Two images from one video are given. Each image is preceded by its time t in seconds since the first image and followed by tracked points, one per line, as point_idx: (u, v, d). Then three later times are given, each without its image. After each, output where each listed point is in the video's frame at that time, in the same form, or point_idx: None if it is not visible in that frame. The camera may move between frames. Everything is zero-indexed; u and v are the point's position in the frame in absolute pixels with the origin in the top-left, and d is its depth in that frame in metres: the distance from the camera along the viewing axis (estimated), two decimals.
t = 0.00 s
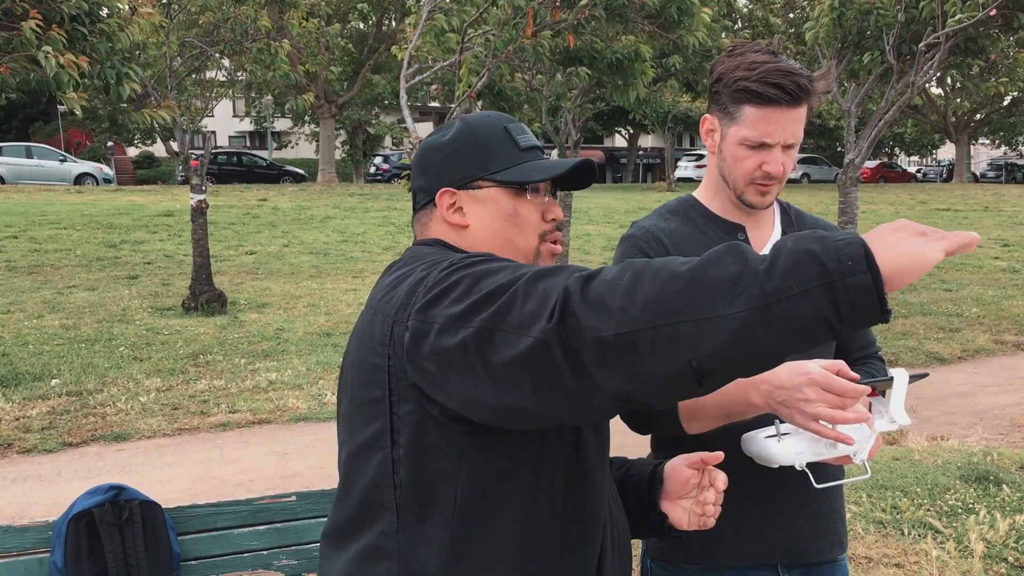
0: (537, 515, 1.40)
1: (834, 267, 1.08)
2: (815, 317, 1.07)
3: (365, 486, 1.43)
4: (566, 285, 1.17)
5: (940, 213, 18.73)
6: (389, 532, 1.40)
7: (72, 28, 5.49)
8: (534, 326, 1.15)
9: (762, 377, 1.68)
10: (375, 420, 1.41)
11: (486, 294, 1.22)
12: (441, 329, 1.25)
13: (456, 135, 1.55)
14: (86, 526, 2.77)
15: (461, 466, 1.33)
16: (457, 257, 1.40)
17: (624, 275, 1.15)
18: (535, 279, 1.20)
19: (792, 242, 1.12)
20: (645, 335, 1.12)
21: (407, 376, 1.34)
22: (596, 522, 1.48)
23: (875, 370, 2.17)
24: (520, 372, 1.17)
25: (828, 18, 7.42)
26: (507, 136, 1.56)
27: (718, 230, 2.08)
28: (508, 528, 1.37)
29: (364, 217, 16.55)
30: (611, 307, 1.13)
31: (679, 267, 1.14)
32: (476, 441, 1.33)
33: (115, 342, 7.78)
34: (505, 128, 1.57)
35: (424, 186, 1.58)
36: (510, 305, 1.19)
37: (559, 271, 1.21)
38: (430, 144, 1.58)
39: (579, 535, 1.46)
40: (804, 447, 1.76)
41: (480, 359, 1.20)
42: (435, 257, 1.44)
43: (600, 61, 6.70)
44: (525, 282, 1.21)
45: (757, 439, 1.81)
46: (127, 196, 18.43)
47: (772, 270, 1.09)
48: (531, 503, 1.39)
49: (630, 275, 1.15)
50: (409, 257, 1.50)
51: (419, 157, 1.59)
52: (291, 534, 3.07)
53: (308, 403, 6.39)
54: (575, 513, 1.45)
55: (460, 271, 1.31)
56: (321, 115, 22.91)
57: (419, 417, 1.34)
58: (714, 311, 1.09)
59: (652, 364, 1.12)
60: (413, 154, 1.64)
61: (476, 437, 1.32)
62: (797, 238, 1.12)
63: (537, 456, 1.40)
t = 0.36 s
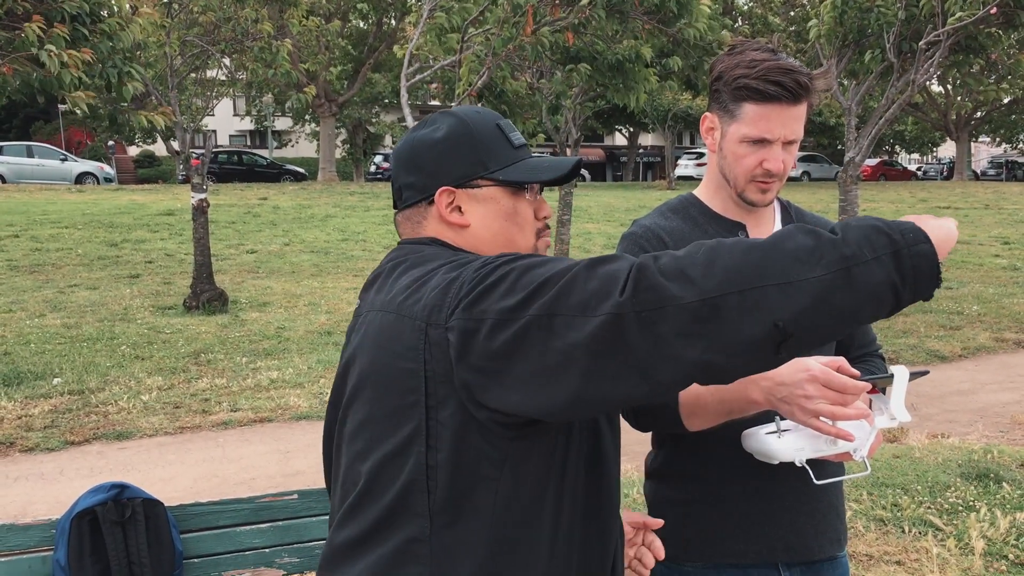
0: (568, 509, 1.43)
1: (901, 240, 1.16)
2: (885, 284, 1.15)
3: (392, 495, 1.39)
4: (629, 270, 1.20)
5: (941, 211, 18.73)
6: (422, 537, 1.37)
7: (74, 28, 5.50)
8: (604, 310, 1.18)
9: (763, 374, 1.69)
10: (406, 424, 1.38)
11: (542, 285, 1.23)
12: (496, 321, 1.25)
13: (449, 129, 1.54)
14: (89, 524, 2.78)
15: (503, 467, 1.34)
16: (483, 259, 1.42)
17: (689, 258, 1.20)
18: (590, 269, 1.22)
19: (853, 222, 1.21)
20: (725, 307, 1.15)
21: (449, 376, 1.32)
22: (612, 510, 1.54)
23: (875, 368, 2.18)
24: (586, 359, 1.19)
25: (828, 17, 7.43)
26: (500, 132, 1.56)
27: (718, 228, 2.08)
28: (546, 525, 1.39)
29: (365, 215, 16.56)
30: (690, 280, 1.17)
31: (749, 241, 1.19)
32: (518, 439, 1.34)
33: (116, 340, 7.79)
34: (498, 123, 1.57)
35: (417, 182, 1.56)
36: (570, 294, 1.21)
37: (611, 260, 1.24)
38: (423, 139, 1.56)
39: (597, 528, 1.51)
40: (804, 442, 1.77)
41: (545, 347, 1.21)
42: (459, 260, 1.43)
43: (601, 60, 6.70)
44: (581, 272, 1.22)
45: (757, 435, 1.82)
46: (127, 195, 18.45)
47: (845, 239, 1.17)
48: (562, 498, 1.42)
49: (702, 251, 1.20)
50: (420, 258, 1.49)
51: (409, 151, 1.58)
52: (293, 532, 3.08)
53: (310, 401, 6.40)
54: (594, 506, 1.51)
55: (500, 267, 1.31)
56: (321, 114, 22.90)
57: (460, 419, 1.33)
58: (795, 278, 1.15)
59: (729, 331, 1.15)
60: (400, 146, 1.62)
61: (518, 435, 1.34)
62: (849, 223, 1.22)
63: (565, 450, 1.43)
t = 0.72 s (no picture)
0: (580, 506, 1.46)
1: (892, 222, 1.28)
2: (887, 259, 1.25)
3: (412, 496, 1.40)
4: (654, 259, 1.25)
5: (937, 213, 18.76)
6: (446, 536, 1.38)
7: (71, 31, 5.51)
8: (636, 294, 1.22)
9: (759, 374, 1.69)
10: (427, 422, 1.39)
11: (569, 277, 1.27)
12: (526, 314, 1.28)
13: (454, 131, 1.52)
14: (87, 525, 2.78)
15: (526, 465, 1.37)
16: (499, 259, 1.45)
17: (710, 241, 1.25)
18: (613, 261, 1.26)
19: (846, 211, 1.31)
20: (760, 285, 1.20)
21: (474, 372, 1.34)
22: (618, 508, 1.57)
23: (870, 368, 2.19)
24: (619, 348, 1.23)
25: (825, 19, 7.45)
26: (497, 130, 1.56)
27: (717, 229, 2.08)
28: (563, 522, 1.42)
29: (362, 217, 16.56)
30: (725, 258, 1.22)
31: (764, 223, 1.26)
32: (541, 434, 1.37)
33: (113, 342, 7.79)
34: (492, 122, 1.57)
35: (422, 185, 1.53)
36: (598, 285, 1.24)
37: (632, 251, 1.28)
38: (426, 139, 1.52)
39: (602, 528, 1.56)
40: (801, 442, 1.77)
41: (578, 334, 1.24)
42: (471, 261, 1.46)
43: (596, 60, 6.70)
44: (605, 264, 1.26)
45: (755, 434, 1.83)
46: (125, 197, 18.44)
47: (850, 219, 1.25)
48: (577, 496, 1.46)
49: (724, 234, 1.26)
50: (430, 259, 1.50)
51: (410, 153, 1.53)
52: (291, 533, 3.08)
53: (307, 403, 6.41)
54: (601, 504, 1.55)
55: (521, 264, 1.34)
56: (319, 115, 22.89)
57: (488, 416, 1.34)
58: (817, 256, 1.22)
59: (766, 304, 1.20)
60: (393, 146, 1.57)
61: (544, 432, 1.37)
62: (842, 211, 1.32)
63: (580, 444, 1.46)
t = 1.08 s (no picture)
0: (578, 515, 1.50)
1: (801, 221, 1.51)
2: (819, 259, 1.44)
3: (416, 509, 1.40)
4: (662, 277, 1.30)
5: (933, 214, 18.80)
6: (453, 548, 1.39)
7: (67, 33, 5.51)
8: (651, 313, 1.27)
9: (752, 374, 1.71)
10: (433, 434, 1.39)
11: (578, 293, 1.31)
12: (535, 330, 1.31)
13: (456, 132, 1.51)
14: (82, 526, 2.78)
15: (531, 478, 1.38)
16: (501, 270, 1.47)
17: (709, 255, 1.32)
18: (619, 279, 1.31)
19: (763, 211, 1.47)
20: (770, 303, 1.31)
21: (481, 383, 1.35)
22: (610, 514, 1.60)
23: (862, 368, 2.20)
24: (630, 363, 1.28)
25: (820, 21, 7.48)
26: (494, 128, 1.57)
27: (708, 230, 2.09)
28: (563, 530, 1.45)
29: (359, 218, 16.56)
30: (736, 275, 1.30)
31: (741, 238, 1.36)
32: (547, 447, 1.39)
33: (109, 344, 7.79)
34: (490, 120, 1.57)
35: (424, 188, 1.52)
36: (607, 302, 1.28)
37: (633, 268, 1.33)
38: (428, 141, 1.51)
39: (598, 539, 1.58)
40: (795, 443, 1.78)
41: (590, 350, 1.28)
42: (470, 269, 1.47)
43: (592, 60, 6.70)
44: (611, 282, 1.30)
45: (748, 435, 1.82)
46: (121, 198, 18.41)
47: (795, 227, 1.42)
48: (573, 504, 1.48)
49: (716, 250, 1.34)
50: (424, 268, 1.51)
51: (411, 154, 1.52)
52: (286, 534, 3.08)
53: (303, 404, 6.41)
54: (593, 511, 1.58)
55: (525, 278, 1.36)
56: (315, 117, 22.88)
57: (497, 430, 1.35)
58: (792, 263, 1.37)
59: (765, 312, 1.31)
60: (392, 145, 1.55)
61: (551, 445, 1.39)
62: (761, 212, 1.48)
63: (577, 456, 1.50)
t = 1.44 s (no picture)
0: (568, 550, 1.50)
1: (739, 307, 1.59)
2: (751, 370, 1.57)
3: (390, 536, 1.44)
4: (650, 397, 1.37)
5: (933, 217, 18.79)
6: None
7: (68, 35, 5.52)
8: (632, 443, 1.37)
9: (751, 377, 1.72)
10: (409, 463, 1.43)
11: (564, 380, 1.36)
12: (516, 395, 1.36)
13: (480, 147, 1.51)
14: (82, 528, 2.78)
15: (505, 513, 1.41)
16: (496, 299, 1.48)
17: (689, 384, 1.41)
18: (609, 380, 1.36)
19: (714, 282, 1.53)
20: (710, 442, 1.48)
21: (458, 424, 1.40)
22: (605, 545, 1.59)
23: (862, 369, 2.20)
24: (603, 455, 1.37)
25: (820, 24, 7.48)
26: (517, 140, 1.57)
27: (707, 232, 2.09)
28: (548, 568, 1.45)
29: (359, 221, 16.56)
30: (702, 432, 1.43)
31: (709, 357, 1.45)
32: (522, 486, 1.42)
33: (109, 346, 7.79)
34: (513, 133, 1.57)
35: (446, 204, 1.52)
36: (593, 399, 1.35)
37: (622, 365, 1.39)
38: (451, 154, 1.51)
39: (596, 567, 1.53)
40: (793, 445, 1.77)
41: (568, 441, 1.36)
42: (461, 292, 1.48)
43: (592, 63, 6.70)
44: (602, 382, 1.36)
45: (747, 437, 1.81)
46: (121, 200, 18.40)
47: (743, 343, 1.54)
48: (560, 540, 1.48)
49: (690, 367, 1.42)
50: (418, 281, 1.52)
51: (434, 167, 1.51)
52: (285, 536, 3.08)
53: (303, 406, 6.40)
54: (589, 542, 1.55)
55: (509, 330, 1.39)
56: (316, 119, 22.89)
57: (469, 476, 1.40)
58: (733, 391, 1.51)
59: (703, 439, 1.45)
60: (413, 155, 1.54)
61: (529, 486, 1.42)
62: (708, 280, 1.53)
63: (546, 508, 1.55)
